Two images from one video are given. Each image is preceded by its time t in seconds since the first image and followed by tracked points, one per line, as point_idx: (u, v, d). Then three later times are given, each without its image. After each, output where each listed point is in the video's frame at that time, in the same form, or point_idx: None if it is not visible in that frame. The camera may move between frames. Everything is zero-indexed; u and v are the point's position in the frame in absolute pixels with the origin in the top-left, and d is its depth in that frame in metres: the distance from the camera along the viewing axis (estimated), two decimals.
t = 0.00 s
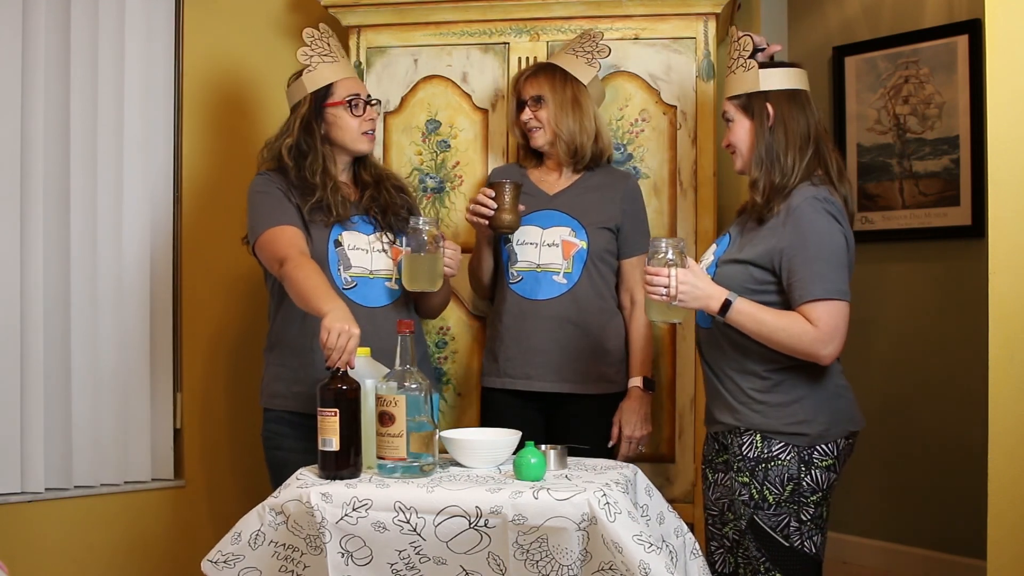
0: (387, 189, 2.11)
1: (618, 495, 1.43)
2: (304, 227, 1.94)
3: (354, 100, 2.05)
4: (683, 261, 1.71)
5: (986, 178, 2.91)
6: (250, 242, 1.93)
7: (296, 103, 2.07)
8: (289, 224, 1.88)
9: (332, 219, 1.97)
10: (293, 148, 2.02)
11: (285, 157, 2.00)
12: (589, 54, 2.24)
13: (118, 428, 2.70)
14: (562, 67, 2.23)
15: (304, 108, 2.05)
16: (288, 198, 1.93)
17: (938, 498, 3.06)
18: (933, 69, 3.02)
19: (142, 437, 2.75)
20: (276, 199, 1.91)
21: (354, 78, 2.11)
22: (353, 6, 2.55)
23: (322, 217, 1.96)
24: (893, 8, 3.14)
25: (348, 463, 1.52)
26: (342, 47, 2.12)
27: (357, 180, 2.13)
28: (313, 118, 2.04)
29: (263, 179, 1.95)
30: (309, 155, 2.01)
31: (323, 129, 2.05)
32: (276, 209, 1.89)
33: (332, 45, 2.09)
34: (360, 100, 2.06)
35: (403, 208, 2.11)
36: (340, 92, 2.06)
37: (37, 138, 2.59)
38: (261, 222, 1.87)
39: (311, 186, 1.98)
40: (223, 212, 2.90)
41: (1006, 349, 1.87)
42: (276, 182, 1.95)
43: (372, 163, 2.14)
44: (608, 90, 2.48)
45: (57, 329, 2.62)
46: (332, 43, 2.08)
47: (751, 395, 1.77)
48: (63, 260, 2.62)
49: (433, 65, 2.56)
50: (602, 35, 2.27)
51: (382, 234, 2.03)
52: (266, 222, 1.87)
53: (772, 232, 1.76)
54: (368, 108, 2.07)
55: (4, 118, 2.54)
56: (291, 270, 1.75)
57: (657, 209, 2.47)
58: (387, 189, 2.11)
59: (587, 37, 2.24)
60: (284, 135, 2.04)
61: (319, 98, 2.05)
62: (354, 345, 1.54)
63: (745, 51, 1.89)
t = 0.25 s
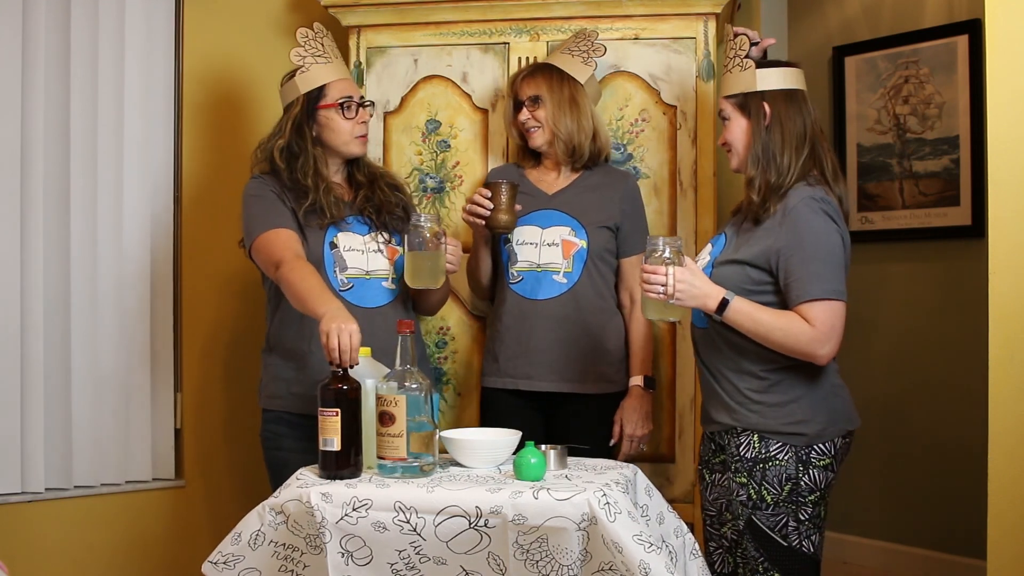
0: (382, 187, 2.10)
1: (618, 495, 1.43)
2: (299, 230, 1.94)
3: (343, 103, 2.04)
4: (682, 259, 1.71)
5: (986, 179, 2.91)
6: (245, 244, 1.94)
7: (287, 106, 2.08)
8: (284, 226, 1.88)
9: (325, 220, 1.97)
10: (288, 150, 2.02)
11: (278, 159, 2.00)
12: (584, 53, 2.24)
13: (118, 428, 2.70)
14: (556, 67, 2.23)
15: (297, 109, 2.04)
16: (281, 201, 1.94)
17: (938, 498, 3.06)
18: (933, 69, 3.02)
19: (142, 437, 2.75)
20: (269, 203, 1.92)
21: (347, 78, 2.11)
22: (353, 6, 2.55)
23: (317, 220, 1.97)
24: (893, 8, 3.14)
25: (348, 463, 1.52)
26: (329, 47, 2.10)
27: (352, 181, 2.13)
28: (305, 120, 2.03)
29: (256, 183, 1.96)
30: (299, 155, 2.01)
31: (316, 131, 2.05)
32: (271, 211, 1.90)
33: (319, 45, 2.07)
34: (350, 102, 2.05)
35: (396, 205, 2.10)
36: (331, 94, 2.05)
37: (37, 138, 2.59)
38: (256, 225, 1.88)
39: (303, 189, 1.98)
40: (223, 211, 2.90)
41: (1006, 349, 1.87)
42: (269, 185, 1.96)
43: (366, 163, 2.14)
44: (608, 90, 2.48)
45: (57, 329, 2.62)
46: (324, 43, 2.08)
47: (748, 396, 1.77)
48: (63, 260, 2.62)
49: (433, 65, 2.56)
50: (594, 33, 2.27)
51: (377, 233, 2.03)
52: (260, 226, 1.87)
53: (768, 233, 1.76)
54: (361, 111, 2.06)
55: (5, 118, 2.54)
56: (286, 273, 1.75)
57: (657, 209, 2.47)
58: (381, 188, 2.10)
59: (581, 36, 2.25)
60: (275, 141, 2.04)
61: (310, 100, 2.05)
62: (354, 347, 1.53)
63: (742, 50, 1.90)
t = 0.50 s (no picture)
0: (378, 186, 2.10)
1: (618, 495, 1.43)
2: (296, 231, 1.95)
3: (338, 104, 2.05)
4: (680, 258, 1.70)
5: (986, 178, 2.91)
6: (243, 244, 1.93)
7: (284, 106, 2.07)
8: (283, 227, 1.88)
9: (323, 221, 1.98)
10: (286, 150, 2.02)
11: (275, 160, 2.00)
12: (582, 52, 2.24)
13: (118, 428, 2.70)
14: (555, 67, 2.23)
15: (292, 109, 2.04)
16: (279, 202, 1.94)
17: (938, 498, 3.06)
18: (933, 69, 3.02)
19: (142, 437, 2.75)
20: (267, 203, 1.91)
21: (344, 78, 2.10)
22: (353, 6, 2.55)
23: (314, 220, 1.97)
24: (893, 8, 3.14)
25: (348, 463, 1.52)
26: (326, 47, 2.10)
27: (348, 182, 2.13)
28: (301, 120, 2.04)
29: (253, 183, 1.95)
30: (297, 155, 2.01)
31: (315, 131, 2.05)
32: (269, 212, 1.90)
33: (316, 45, 2.07)
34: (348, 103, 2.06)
35: (393, 207, 2.10)
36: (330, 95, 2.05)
37: (37, 138, 2.59)
38: (254, 225, 1.88)
39: (300, 189, 1.98)
40: (223, 211, 2.90)
41: (1006, 349, 1.87)
42: (267, 186, 1.96)
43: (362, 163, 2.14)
44: (608, 90, 2.48)
45: (57, 329, 2.62)
46: (322, 43, 2.08)
47: (745, 395, 1.76)
48: (63, 260, 2.62)
49: (433, 65, 2.56)
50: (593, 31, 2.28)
51: (375, 234, 2.03)
52: (259, 226, 1.87)
53: (767, 233, 1.75)
54: (356, 110, 2.07)
55: (5, 118, 2.54)
56: (285, 274, 1.75)
57: (657, 209, 2.47)
58: (377, 188, 2.10)
59: (580, 35, 2.25)
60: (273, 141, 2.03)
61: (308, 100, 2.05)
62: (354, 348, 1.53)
63: (740, 50, 1.90)
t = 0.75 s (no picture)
0: (378, 184, 2.12)
1: (618, 495, 1.43)
2: (299, 229, 1.94)
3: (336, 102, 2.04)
4: (677, 256, 1.70)
5: (986, 178, 2.91)
6: (246, 244, 1.93)
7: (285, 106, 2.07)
8: (285, 225, 1.87)
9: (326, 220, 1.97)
10: (286, 148, 2.02)
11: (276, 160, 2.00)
12: (584, 51, 2.24)
13: (118, 428, 2.70)
14: (556, 66, 2.23)
15: (291, 110, 2.05)
16: (281, 201, 1.93)
17: (938, 498, 3.06)
18: (933, 69, 3.02)
19: (142, 437, 2.75)
20: (269, 202, 1.91)
21: (341, 78, 2.10)
22: (353, 5, 2.55)
23: (317, 219, 1.97)
24: (893, 8, 3.13)
25: (348, 463, 1.52)
26: (322, 47, 2.09)
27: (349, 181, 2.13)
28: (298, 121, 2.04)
29: (254, 182, 1.95)
30: (298, 155, 2.01)
31: (316, 131, 2.05)
32: (272, 211, 1.89)
33: (311, 46, 2.06)
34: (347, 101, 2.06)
35: (394, 206, 2.10)
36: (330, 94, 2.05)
37: (37, 138, 2.59)
38: (257, 225, 1.87)
39: (301, 188, 1.98)
40: (224, 211, 2.90)
41: (1006, 349, 1.87)
42: (269, 185, 1.95)
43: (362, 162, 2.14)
44: (608, 90, 2.48)
45: (57, 329, 2.62)
46: (316, 44, 2.07)
47: (742, 395, 1.76)
48: (63, 260, 2.62)
49: (433, 65, 2.56)
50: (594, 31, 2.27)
51: (376, 234, 2.03)
52: (262, 225, 1.86)
53: (765, 233, 1.75)
54: (353, 107, 2.06)
55: (5, 119, 2.55)
56: (293, 270, 1.75)
57: (657, 209, 2.47)
58: (378, 190, 2.10)
59: (581, 35, 2.25)
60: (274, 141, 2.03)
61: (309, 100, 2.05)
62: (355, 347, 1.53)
63: (736, 51, 1.89)
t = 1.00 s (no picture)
0: (390, 184, 2.12)
1: (618, 495, 1.43)
2: (307, 229, 1.95)
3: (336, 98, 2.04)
4: (678, 255, 1.69)
5: (986, 179, 2.91)
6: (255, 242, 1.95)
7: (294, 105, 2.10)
8: (293, 224, 1.89)
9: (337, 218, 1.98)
10: (294, 146, 2.04)
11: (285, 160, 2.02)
12: (587, 50, 2.24)
13: (118, 428, 2.70)
14: (558, 66, 2.23)
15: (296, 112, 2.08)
16: (290, 200, 1.95)
17: (938, 498, 3.06)
18: (933, 69, 3.02)
19: (142, 438, 2.75)
20: (278, 202, 1.92)
21: (343, 75, 2.11)
22: (353, 5, 2.55)
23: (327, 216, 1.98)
24: (893, 8, 3.13)
25: (348, 463, 1.52)
26: (328, 48, 2.11)
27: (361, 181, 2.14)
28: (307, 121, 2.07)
29: (265, 181, 1.97)
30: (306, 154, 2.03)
31: (319, 129, 2.05)
32: (280, 210, 1.91)
33: (317, 49, 2.09)
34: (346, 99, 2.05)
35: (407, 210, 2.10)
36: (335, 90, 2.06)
37: (37, 138, 2.59)
38: (265, 224, 1.89)
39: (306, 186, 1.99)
40: (225, 211, 2.90)
41: (1006, 349, 1.87)
42: (278, 184, 1.97)
43: (374, 162, 2.15)
44: (608, 90, 2.48)
45: (57, 329, 2.62)
46: (322, 45, 2.10)
47: (740, 395, 1.76)
48: (63, 260, 2.63)
49: (433, 65, 2.56)
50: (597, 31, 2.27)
51: (386, 234, 2.03)
52: (270, 222, 1.88)
53: (765, 233, 1.75)
54: (351, 103, 2.05)
55: (5, 119, 2.55)
56: (294, 271, 1.75)
57: (657, 209, 2.47)
58: (391, 193, 2.10)
59: (584, 35, 2.25)
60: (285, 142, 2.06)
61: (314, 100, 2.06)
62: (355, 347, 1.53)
63: (733, 52, 1.89)
